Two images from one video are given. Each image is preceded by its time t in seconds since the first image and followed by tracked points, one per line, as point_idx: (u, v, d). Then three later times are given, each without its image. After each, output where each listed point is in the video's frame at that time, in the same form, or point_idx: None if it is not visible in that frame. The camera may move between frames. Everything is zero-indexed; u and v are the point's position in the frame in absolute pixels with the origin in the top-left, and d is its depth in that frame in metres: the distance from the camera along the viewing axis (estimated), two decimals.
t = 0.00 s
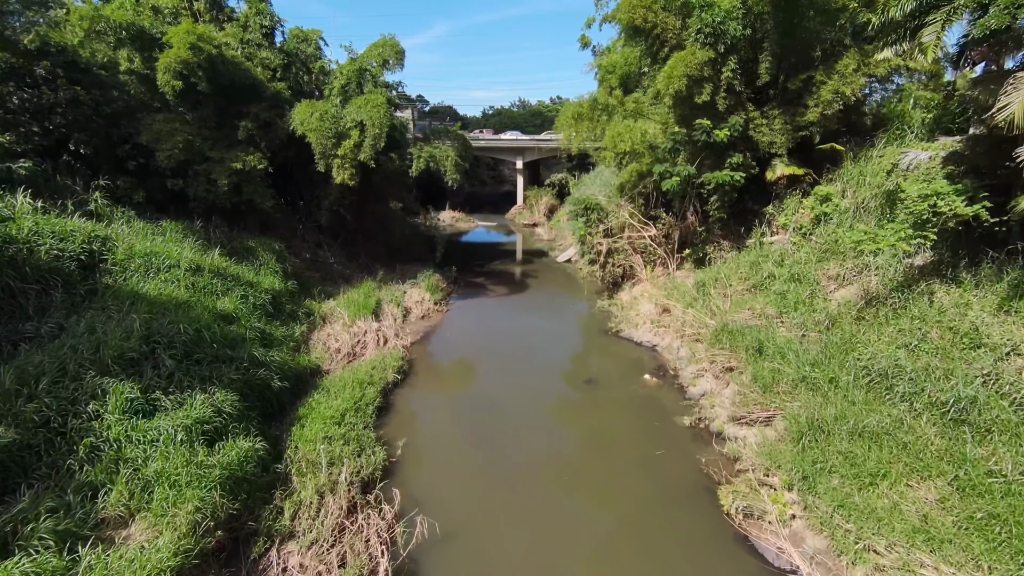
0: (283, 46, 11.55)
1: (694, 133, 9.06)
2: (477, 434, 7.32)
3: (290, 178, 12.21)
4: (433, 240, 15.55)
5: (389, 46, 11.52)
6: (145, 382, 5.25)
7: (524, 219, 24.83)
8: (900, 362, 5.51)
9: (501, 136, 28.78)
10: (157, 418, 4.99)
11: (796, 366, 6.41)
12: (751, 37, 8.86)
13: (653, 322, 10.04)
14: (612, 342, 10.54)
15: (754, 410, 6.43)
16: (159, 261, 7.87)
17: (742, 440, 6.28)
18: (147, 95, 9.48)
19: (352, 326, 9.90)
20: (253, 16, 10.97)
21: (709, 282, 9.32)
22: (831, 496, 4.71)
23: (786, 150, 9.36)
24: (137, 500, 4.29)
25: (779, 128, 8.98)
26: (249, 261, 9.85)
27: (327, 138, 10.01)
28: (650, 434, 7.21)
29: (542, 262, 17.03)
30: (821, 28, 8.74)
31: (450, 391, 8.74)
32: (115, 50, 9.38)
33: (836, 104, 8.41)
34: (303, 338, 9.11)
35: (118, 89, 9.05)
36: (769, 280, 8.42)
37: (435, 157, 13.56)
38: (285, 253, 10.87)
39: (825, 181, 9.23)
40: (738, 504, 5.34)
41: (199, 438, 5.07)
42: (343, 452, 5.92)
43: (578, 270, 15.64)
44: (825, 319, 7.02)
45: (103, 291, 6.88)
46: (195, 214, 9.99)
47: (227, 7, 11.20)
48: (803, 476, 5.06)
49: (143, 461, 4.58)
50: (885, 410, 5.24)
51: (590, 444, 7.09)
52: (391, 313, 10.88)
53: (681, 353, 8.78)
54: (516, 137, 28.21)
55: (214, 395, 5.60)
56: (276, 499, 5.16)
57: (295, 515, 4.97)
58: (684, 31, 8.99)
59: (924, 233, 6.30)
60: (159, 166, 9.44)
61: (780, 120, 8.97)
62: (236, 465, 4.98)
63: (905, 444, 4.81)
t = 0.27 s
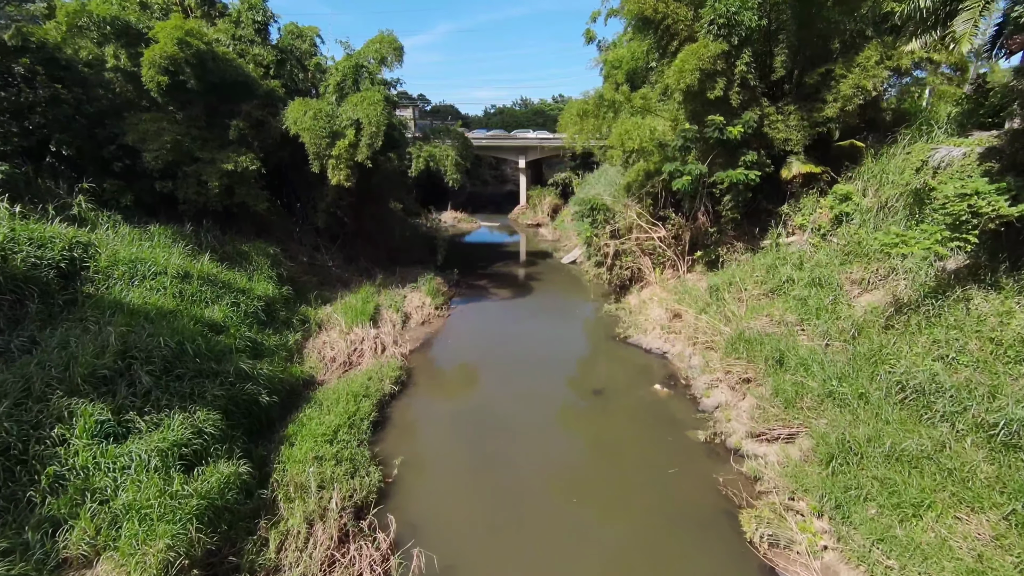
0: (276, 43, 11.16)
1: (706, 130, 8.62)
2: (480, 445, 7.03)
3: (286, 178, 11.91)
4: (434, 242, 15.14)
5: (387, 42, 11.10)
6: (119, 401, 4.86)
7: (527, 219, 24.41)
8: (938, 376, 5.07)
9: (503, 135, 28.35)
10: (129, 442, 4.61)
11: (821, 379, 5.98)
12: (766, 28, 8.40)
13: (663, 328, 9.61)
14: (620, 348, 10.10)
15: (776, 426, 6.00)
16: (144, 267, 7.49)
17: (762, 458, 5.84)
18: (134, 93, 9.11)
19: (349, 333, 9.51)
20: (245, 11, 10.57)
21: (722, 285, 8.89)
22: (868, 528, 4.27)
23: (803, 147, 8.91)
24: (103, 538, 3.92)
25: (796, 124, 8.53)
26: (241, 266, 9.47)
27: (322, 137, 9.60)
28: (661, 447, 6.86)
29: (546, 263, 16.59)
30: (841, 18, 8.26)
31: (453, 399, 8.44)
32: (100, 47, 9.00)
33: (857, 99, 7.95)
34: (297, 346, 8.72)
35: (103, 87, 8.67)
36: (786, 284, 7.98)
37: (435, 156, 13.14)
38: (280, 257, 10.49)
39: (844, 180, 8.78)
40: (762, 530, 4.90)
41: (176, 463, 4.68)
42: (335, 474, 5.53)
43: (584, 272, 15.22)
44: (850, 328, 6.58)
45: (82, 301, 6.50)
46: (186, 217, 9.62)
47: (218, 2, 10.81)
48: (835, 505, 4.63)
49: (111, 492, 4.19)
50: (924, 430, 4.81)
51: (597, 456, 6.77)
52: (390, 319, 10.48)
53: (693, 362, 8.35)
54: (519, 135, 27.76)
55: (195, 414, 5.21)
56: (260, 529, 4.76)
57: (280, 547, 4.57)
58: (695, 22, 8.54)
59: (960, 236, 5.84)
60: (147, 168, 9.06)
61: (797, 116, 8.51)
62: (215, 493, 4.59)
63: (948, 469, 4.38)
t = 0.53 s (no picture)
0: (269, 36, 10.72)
1: (719, 128, 8.19)
2: (480, 455, 6.71)
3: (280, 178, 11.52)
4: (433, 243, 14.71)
5: (385, 35, 10.66)
6: (84, 421, 4.46)
7: (529, 219, 23.97)
8: (982, 397, 4.63)
9: (505, 133, 27.89)
10: (93, 468, 4.20)
11: (848, 396, 5.54)
12: (784, 20, 7.95)
13: (671, 335, 9.18)
14: (626, 355, 9.69)
15: (798, 446, 5.57)
16: (125, 271, 7.09)
17: (784, 481, 5.41)
18: (119, 88, 8.70)
19: (342, 339, 9.09)
20: (236, 3, 10.15)
21: (734, 291, 8.46)
22: (910, 571, 3.83)
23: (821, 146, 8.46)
24: None
25: (814, 121, 8.09)
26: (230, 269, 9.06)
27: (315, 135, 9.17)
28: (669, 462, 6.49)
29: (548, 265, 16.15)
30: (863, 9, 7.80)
31: (452, 405, 8.11)
32: (83, 40, 8.59)
33: (881, 95, 7.49)
34: (287, 354, 8.31)
35: (86, 81, 8.25)
36: (804, 290, 7.55)
37: (435, 155, 12.70)
38: (272, 259, 10.08)
39: (864, 180, 8.34)
40: (785, 564, 4.47)
41: (144, 491, 4.26)
42: (322, 498, 5.11)
43: (587, 274, 14.80)
44: (876, 339, 6.15)
45: (55, 308, 6.10)
46: (173, 218, 9.22)
47: None
48: (870, 540, 4.20)
49: (68, 525, 3.78)
50: (968, 458, 4.37)
51: (602, 469, 6.43)
52: (386, 324, 10.07)
53: (705, 372, 7.92)
54: (521, 134, 27.30)
55: (169, 434, 4.81)
56: (236, 564, 4.34)
57: None
58: (708, 14, 8.08)
59: (1000, 242, 5.38)
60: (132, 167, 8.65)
61: (815, 113, 8.07)
62: (186, 526, 4.18)
63: (999, 504, 3.94)
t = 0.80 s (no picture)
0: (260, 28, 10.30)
1: (732, 124, 7.75)
2: (479, 470, 6.35)
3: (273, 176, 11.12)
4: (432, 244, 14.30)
5: (382, 28, 10.23)
6: (43, 445, 4.05)
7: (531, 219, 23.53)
8: None
9: (506, 132, 27.45)
10: (49, 498, 3.80)
11: (878, 414, 5.11)
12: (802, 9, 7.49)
13: (681, 342, 8.76)
14: (634, 362, 9.26)
15: (823, 467, 5.15)
16: (103, 276, 6.68)
17: (808, 507, 4.98)
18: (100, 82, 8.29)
19: (336, 346, 8.69)
20: None
21: (748, 296, 8.03)
22: None
23: (840, 143, 8.01)
24: None
25: (833, 117, 7.64)
26: (218, 273, 8.65)
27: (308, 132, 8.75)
28: (680, 479, 6.08)
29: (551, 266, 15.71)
30: None
31: (452, 414, 7.75)
32: (63, 32, 8.17)
33: (906, 88, 7.04)
34: (277, 362, 7.90)
35: (64, 75, 7.84)
36: (823, 296, 7.11)
37: (434, 153, 12.27)
38: (263, 262, 9.67)
39: (885, 180, 7.91)
40: None
41: (107, 525, 3.87)
42: (306, 526, 4.71)
43: (591, 276, 14.39)
44: (906, 351, 5.70)
45: (23, 316, 5.70)
46: (159, 219, 8.81)
47: None
48: None
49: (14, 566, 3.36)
50: (1020, 489, 3.94)
51: (608, 486, 6.05)
52: (382, 329, 9.66)
53: (717, 382, 7.49)
54: (522, 132, 26.84)
55: (138, 458, 4.40)
56: None
57: None
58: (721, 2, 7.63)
59: None
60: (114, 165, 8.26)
61: (834, 108, 7.62)
62: (152, 563, 3.78)
63: None
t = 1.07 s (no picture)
0: (251, 20, 9.87)
1: (748, 119, 7.30)
2: (477, 484, 6.00)
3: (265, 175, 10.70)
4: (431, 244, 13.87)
5: (378, 20, 9.80)
6: None
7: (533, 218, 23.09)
8: None
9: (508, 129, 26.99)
10: None
11: (914, 435, 4.68)
12: None
13: (691, 349, 8.32)
14: (641, 370, 8.81)
15: (853, 492, 4.72)
16: (78, 281, 6.28)
17: (836, 536, 4.52)
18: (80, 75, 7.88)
19: (329, 353, 8.26)
20: None
21: (763, 301, 7.59)
22: None
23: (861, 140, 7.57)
24: None
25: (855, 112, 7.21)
26: (205, 276, 8.25)
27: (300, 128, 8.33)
28: (691, 499, 5.66)
29: (553, 267, 15.28)
30: None
31: (450, 422, 7.40)
32: (40, 22, 7.74)
33: (935, 81, 6.59)
34: (266, 371, 7.49)
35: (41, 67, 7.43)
36: (846, 302, 6.67)
37: (432, 151, 11.85)
38: (253, 264, 9.27)
39: (910, 179, 7.47)
40: None
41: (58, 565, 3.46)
42: (288, 558, 4.30)
43: (595, 277, 13.97)
44: (941, 365, 5.26)
45: None
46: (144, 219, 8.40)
47: None
48: None
49: None
50: None
51: (613, 504, 5.66)
52: (378, 334, 9.24)
53: (731, 394, 7.06)
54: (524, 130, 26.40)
55: (100, 486, 4.02)
56: None
57: None
58: None
59: None
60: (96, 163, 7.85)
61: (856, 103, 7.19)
62: None
63: None
